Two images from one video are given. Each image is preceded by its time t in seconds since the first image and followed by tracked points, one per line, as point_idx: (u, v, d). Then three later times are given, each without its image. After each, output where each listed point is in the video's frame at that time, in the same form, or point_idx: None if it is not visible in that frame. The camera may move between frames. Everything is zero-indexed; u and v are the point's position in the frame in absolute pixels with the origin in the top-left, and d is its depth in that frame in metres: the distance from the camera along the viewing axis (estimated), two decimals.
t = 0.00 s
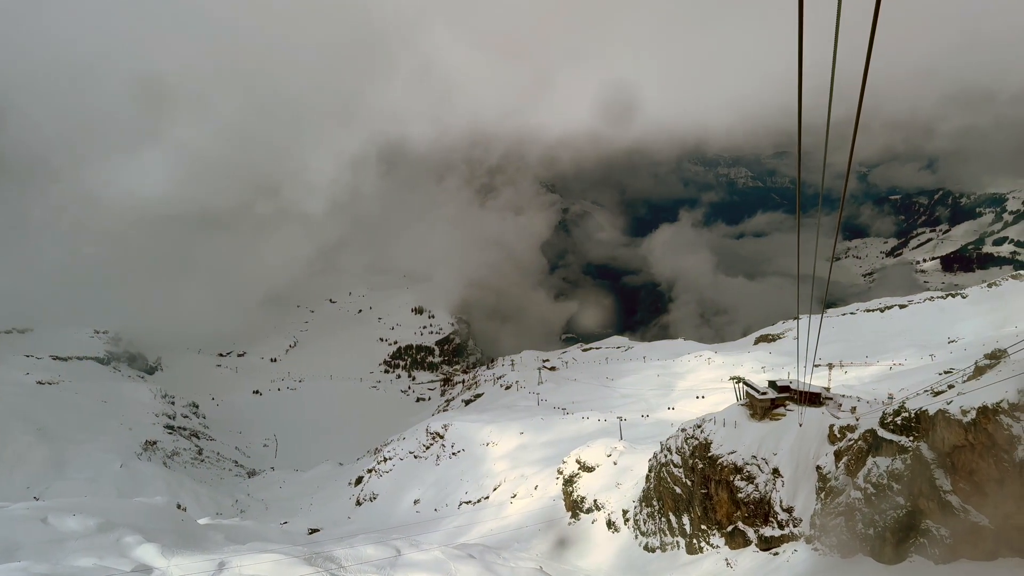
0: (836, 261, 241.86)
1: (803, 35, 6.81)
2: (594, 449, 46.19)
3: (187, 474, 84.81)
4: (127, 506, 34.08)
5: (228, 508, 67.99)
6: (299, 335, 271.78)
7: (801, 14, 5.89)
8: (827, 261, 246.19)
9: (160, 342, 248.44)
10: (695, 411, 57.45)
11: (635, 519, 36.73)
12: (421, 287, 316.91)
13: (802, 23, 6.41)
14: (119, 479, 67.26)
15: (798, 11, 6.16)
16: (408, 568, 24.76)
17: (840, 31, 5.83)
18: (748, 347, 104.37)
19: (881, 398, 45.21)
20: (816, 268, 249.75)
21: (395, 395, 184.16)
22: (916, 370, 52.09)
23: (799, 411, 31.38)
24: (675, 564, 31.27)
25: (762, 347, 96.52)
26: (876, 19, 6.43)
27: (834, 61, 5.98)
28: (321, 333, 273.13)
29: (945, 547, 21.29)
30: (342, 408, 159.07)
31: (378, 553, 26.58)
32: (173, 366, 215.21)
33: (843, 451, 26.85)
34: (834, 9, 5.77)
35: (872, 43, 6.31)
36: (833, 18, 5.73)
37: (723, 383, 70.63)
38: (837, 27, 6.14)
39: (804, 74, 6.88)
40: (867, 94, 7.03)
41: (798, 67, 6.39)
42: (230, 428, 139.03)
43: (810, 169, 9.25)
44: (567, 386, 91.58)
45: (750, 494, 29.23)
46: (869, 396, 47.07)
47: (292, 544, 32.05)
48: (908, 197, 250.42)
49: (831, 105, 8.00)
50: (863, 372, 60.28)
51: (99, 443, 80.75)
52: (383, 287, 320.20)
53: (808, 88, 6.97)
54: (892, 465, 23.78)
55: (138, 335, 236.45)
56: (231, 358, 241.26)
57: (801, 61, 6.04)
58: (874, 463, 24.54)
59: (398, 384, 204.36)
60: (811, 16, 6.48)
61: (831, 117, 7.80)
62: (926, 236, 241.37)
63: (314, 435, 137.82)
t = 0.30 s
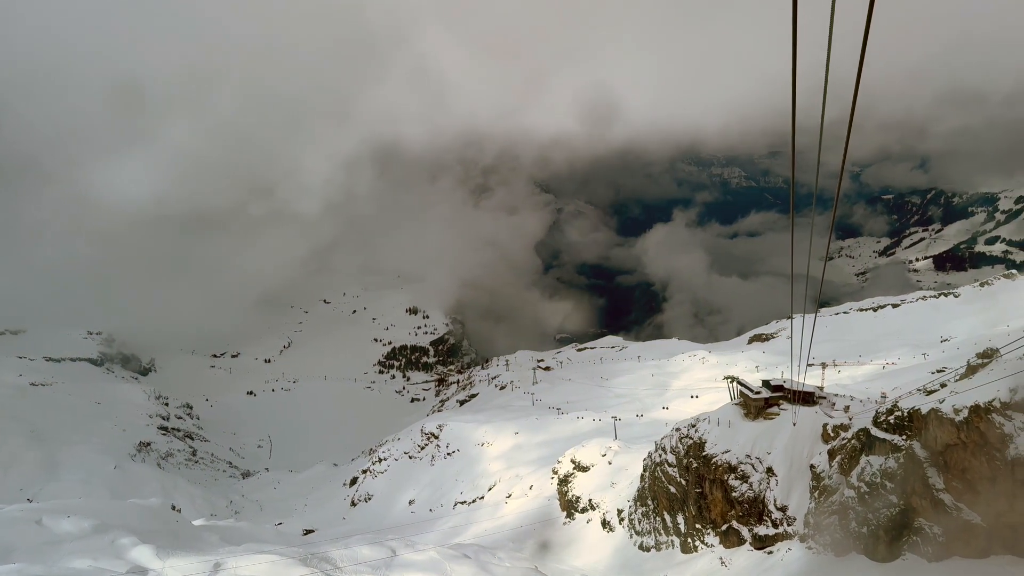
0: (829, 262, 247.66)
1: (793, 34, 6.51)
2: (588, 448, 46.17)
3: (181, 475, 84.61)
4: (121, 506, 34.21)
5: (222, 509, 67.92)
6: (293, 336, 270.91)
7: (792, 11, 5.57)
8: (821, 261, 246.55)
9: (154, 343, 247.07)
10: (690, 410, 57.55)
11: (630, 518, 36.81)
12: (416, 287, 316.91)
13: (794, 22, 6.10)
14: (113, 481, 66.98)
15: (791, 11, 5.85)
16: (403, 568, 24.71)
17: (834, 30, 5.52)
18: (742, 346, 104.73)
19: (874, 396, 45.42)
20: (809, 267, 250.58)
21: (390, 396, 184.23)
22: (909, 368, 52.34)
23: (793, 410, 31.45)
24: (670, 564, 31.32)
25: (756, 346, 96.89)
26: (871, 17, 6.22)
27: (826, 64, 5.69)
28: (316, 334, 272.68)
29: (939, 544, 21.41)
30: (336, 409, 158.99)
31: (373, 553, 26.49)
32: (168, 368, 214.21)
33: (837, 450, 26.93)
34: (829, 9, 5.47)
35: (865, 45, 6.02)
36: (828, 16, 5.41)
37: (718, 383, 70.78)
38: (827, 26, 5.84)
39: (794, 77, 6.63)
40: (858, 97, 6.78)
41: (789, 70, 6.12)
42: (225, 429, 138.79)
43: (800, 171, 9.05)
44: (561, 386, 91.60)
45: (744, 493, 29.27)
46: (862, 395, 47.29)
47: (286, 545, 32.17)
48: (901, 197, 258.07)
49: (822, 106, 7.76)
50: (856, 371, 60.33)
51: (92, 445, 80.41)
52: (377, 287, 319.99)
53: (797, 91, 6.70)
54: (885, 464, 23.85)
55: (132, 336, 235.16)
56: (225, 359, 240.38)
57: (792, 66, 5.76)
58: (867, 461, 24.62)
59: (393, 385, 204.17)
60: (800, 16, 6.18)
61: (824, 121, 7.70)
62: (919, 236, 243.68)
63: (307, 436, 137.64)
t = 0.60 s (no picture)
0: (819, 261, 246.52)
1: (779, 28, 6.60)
2: (582, 448, 46.19)
3: (172, 477, 84.19)
4: (114, 509, 34.07)
5: (214, 511, 67.66)
6: (286, 337, 269.46)
7: None
8: (812, 260, 247.33)
9: (145, 344, 245.06)
10: (683, 409, 57.74)
11: (623, 517, 36.88)
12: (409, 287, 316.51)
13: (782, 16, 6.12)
14: (103, 483, 66.58)
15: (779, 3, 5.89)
16: (397, 568, 24.63)
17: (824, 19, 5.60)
18: (734, 345, 105.26)
19: (865, 395, 45.65)
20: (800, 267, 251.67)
21: (383, 396, 184.04)
22: (900, 367, 52.58)
23: (784, 408, 31.54)
24: (663, 563, 31.40)
25: (749, 345, 97.27)
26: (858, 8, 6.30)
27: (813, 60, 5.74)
28: (309, 334, 271.73)
29: (929, 542, 21.61)
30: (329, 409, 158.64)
31: (367, 554, 26.42)
32: (159, 370, 212.75)
33: (828, 449, 27.09)
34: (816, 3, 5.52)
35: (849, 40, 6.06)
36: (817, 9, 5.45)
37: (710, 382, 71.02)
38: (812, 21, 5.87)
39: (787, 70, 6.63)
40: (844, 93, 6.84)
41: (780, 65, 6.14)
42: (218, 431, 138.29)
43: (787, 170, 9.11)
44: (555, 386, 91.69)
45: (736, 492, 29.35)
46: (854, 394, 47.48)
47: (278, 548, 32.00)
48: (892, 196, 260.60)
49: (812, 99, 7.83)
50: (847, 370, 60.59)
51: (83, 447, 79.97)
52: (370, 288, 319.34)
53: (784, 84, 6.76)
54: (876, 462, 24.03)
55: (123, 338, 233.25)
56: (217, 361, 238.92)
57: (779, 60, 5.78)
58: (858, 460, 24.74)
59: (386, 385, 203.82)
60: (788, 9, 6.22)
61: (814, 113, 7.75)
62: (909, 234, 245.74)
63: (299, 437, 137.19)
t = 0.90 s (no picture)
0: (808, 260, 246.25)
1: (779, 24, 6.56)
2: (573, 448, 46.19)
3: (162, 479, 83.91)
4: (105, 511, 33.75)
5: (204, 513, 67.40)
6: (276, 337, 267.14)
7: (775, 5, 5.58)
8: (801, 260, 248.22)
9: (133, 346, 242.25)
10: (674, 408, 57.91)
11: (614, 516, 36.97)
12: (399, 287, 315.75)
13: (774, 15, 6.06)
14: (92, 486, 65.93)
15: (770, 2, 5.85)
16: (389, 568, 24.48)
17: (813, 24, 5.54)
18: (724, 344, 105.85)
19: (853, 394, 45.96)
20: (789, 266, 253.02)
21: (374, 397, 183.75)
22: (888, 365, 52.98)
23: (774, 407, 31.67)
24: (653, 562, 31.48)
25: (739, 344, 97.88)
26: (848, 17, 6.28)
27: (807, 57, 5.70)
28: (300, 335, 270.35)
29: (918, 539, 21.79)
30: (319, 411, 158.23)
31: (359, 555, 26.33)
32: (148, 372, 210.62)
33: (817, 447, 27.23)
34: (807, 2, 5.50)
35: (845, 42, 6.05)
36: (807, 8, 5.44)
37: (701, 380, 71.37)
38: (812, 17, 5.84)
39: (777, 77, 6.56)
40: (836, 98, 6.87)
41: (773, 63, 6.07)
42: (208, 432, 137.59)
43: (776, 173, 9.12)
44: (546, 386, 91.76)
45: (727, 490, 29.45)
46: (842, 392, 47.81)
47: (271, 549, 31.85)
48: (880, 195, 262.24)
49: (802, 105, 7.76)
50: (836, 368, 61.01)
51: (72, 450, 79.34)
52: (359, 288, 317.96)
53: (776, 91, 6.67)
54: (865, 460, 24.27)
55: (111, 339, 230.48)
56: (207, 362, 236.91)
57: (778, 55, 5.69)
58: (847, 458, 25.00)
59: (377, 386, 203.25)
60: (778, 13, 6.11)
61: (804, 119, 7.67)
62: (897, 233, 247.87)
63: (289, 438, 136.72)
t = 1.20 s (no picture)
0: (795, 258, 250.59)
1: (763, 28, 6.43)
2: (562, 447, 46.13)
3: (150, 482, 83.53)
4: (92, 513, 33.43)
5: (193, 515, 67.18)
6: (264, 338, 263.67)
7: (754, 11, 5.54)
8: (788, 259, 250.26)
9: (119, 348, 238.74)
10: (663, 407, 58.17)
11: (603, 515, 37.09)
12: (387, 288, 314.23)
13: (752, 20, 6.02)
14: (80, 489, 65.30)
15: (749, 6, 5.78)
16: (378, 570, 24.24)
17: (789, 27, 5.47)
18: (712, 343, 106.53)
19: (841, 392, 46.33)
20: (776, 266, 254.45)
21: (363, 399, 183.29)
22: (874, 363, 53.40)
23: (762, 406, 31.90)
24: (642, 561, 31.56)
25: (727, 343, 98.57)
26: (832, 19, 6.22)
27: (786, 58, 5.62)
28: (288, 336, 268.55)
29: (904, 536, 21.98)
30: (308, 413, 157.54)
31: (349, 557, 26.17)
32: (135, 374, 208.17)
33: (805, 445, 27.44)
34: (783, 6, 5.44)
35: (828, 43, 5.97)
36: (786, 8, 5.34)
37: (689, 379, 71.84)
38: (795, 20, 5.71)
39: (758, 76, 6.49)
40: (816, 100, 6.80)
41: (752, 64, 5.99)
42: (195, 435, 136.65)
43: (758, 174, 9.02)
44: (536, 386, 91.74)
45: (715, 488, 29.55)
46: (830, 390, 48.18)
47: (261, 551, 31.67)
48: (865, 194, 264.15)
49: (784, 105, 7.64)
50: (823, 367, 61.42)
51: (59, 453, 78.64)
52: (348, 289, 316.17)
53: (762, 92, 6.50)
54: (852, 458, 24.56)
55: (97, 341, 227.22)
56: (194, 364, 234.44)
57: (761, 59, 5.56)
58: (835, 456, 25.27)
59: (365, 387, 202.26)
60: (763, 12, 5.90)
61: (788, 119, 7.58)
62: (883, 233, 249.42)
63: (279, 440, 136.14)
